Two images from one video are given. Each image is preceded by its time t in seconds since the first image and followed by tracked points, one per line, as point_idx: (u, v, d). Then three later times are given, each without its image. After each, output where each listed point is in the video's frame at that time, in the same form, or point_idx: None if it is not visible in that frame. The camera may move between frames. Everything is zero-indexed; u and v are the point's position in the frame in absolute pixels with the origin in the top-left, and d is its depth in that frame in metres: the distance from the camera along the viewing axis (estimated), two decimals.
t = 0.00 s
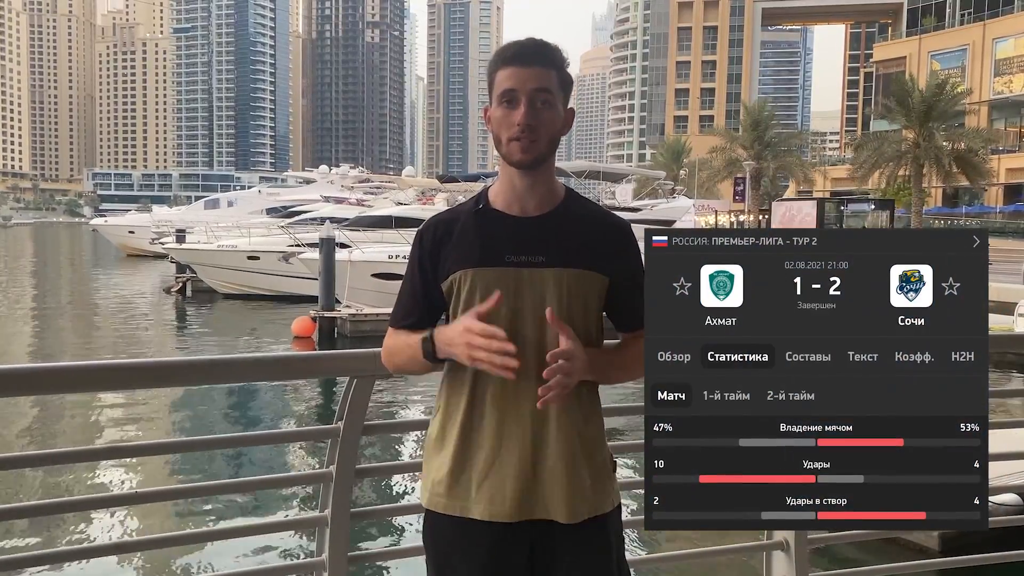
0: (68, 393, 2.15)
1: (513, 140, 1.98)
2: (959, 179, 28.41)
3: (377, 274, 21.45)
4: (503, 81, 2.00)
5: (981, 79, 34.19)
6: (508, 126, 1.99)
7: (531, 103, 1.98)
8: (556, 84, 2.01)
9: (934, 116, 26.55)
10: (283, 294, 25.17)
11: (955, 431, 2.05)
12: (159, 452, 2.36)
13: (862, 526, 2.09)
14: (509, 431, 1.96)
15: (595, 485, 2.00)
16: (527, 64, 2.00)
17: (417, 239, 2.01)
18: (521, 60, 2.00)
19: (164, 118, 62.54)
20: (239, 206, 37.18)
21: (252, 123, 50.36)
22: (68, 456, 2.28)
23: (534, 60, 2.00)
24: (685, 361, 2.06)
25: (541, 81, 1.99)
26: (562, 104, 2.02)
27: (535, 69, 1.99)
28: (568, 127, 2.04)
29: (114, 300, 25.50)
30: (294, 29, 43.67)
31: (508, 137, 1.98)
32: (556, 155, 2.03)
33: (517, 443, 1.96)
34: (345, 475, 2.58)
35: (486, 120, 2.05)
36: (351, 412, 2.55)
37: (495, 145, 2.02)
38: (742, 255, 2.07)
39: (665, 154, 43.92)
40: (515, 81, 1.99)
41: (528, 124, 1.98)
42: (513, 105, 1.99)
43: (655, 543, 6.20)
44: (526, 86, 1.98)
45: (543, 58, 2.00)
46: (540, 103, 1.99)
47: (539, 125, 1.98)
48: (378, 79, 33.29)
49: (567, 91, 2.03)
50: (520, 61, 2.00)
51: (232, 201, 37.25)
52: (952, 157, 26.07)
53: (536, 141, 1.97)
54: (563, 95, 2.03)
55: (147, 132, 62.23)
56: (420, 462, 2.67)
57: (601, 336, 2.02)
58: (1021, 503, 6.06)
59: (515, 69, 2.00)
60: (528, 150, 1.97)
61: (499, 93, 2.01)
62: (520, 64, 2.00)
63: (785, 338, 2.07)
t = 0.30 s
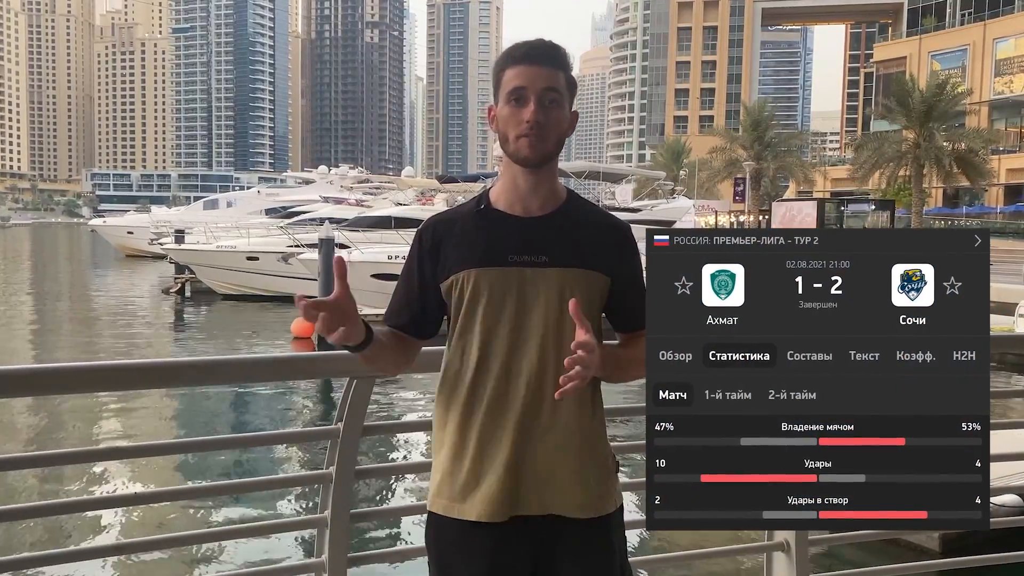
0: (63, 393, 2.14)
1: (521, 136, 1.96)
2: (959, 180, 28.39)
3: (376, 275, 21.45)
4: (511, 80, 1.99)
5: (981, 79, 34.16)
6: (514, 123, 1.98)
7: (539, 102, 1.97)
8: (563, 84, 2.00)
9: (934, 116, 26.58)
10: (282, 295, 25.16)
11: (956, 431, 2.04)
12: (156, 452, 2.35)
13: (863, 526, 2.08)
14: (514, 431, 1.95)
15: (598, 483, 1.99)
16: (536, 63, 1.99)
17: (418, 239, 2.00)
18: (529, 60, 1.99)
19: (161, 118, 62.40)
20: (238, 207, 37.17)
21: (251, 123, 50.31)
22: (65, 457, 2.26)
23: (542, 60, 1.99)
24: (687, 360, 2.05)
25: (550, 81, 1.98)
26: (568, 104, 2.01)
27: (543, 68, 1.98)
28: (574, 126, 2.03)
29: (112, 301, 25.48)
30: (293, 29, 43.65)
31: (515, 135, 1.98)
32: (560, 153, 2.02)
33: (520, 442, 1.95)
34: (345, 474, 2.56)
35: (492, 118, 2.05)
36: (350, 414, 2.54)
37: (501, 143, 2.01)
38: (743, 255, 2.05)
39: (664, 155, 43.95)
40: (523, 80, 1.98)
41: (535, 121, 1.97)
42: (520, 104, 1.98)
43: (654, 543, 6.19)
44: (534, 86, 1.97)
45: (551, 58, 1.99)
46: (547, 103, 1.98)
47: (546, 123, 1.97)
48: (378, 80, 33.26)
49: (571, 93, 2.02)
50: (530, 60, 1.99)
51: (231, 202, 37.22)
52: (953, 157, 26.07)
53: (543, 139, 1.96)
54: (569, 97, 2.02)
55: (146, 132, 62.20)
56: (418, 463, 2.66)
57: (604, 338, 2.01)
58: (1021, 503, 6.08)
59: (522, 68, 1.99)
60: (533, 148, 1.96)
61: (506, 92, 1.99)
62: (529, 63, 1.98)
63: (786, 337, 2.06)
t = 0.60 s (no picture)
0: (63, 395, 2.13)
1: (512, 137, 1.96)
2: (960, 180, 28.40)
3: (375, 275, 21.43)
4: (501, 82, 1.98)
5: (982, 79, 34.09)
6: (505, 125, 1.98)
7: (528, 102, 1.96)
8: (554, 83, 1.99)
9: (934, 116, 26.58)
10: (282, 295, 25.17)
11: (958, 430, 2.03)
12: (158, 453, 2.34)
13: (866, 526, 2.06)
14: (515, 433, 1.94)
15: (596, 483, 1.98)
16: (527, 63, 1.98)
17: (417, 241, 1.99)
18: (519, 61, 1.99)
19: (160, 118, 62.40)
20: (237, 207, 37.17)
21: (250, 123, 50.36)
22: (65, 459, 2.25)
23: (532, 60, 1.98)
24: (688, 359, 2.04)
25: (538, 81, 1.97)
26: (559, 104, 2.00)
27: (532, 67, 1.98)
28: (566, 126, 2.02)
29: (112, 301, 25.48)
30: (292, 29, 43.61)
31: (506, 136, 1.97)
32: (555, 152, 2.01)
33: (522, 440, 1.92)
34: (344, 477, 2.55)
35: (485, 121, 2.04)
36: (350, 414, 2.53)
37: (494, 144, 2.01)
38: (742, 253, 2.05)
39: (665, 155, 43.97)
40: (513, 80, 1.97)
41: (525, 121, 1.96)
42: (510, 105, 1.97)
43: (654, 545, 6.19)
44: (523, 86, 1.96)
45: (541, 58, 1.99)
46: (537, 101, 1.97)
47: (536, 123, 1.96)
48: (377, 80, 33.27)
49: (565, 91, 2.01)
50: (518, 61, 1.99)
51: (230, 202, 37.23)
52: (953, 157, 26.06)
53: (534, 140, 1.95)
54: (561, 95, 2.01)
55: (145, 133, 62.21)
56: (418, 465, 2.64)
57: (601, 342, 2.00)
58: (1021, 503, 6.07)
59: (513, 68, 1.99)
60: (526, 149, 1.95)
61: (497, 93, 1.99)
62: (518, 64, 1.98)
63: (787, 336, 2.05)
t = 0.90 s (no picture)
0: (60, 396, 2.12)
1: (510, 137, 1.95)
2: (961, 179, 28.44)
3: (375, 275, 21.42)
4: (498, 82, 1.97)
5: (982, 78, 34.10)
6: (503, 126, 1.96)
7: (524, 101, 1.95)
8: (550, 82, 1.97)
9: (935, 116, 26.59)
10: (282, 296, 25.16)
11: (958, 430, 2.01)
12: (156, 454, 2.33)
13: (866, 526, 2.05)
14: (515, 433, 1.93)
15: (597, 484, 1.97)
16: (523, 63, 1.97)
17: (416, 241, 1.98)
18: (514, 61, 1.97)
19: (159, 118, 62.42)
20: (237, 208, 37.18)
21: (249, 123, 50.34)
22: (63, 461, 2.24)
23: (528, 60, 1.97)
24: (688, 359, 2.03)
25: (534, 78, 1.96)
26: (557, 102, 1.98)
27: (527, 66, 1.96)
28: (564, 125, 2.01)
29: (111, 301, 25.49)
30: (291, 29, 43.61)
31: (504, 136, 1.96)
32: (554, 153, 2.00)
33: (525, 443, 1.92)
34: (344, 479, 2.54)
35: (483, 121, 2.03)
36: (349, 415, 2.52)
37: (492, 145, 2.00)
38: (742, 253, 2.03)
39: (665, 155, 44.03)
40: (509, 80, 1.96)
41: (521, 121, 1.95)
42: (506, 105, 1.96)
43: (651, 546, 6.19)
44: (519, 85, 1.95)
45: (538, 56, 1.97)
46: (532, 101, 1.96)
47: (532, 122, 1.95)
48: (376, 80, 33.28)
49: (563, 89, 2.00)
50: (514, 61, 1.97)
51: (229, 203, 37.23)
52: (954, 158, 26.12)
53: (532, 139, 1.94)
54: (559, 94, 1.99)
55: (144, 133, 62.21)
56: (418, 466, 2.63)
57: (602, 342, 1.99)
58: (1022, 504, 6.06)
59: (508, 69, 1.97)
60: (523, 149, 1.94)
61: (494, 94, 1.98)
62: (514, 64, 1.97)
63: (787, 335, 2.04)
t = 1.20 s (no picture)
0: (57, 396, 2.11)
1: (508, 141, 1.94)
2: (962, 180, 28.45)
3: (375, 275, 21.42)
4: (498, 83, 1.96)
5: (983, 78, 34.09)
6: (502, 127, 1.95)
7: (523, 103, 1.94)
8: (550, 83, 1.96)
9: (936, 116, 26.56)
10: (282, 296, 25.16)
11: (957, 431, 2.01)
12: (157, 454, 2.32)
13: (864, 526, 2.05)
14: (515, 438, 1.92)
15: (596, 486, 1.96)
16: (521, 64, 1.95)
17: (415, 240, 1.97)
18: (514, 61, 1.96)
19: (158, 118, 62.42)
20: (236, 208, 37.18)
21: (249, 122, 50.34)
22: (62, 462, 2.23)
23: (529, 60, 1.95)
24: (686, 359, 2.02)
25: (536, 80, 1.94)
26: (556, 103, 1.97)
27: (528, 67, 1.94)
28: (564, 126, 1.99)
29: (110, 301, 25.50)
30: (290, 29, 43.56)
31: (503, 139, 1.95)
32: (553, 155, 1.99)
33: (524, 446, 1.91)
34: (343, 480, 2.53)
35: (482, 122, 2.02)
36: (348, 414, 2.51)
37: (492, 147, 1.98)
38: (742, 254, 2.02)
39: (664, 155, 43.98)
40: (508, 82, 1.95)
41: (519, 123, 1.93)
42: (505, 106, 1.95)
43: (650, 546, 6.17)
44: (518, 86, 1.94)
45: (538, 56, 1.95)
46: (532, 102, 1.94)
47: (531, 125, 1.93)
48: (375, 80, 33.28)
49: (563, 92, 1.99)
50: (513, 61, 1.96)
51: (229, 203, 37.23)
52: (954, 157, 26.17)
53: (531, 140, 1.93)
54: (560, 95, 1.98)
55: (143, 133, 62.20)
56: (417, 466, 2.62)
57: (600, 344, 1.98)
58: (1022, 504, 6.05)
59: (509, 69, 1.96)
60: (523, 154, 1.93)
61: (494, 94, 1.96)
62: (514, 63, 1.95)
63: (785, 336, 2.03)
